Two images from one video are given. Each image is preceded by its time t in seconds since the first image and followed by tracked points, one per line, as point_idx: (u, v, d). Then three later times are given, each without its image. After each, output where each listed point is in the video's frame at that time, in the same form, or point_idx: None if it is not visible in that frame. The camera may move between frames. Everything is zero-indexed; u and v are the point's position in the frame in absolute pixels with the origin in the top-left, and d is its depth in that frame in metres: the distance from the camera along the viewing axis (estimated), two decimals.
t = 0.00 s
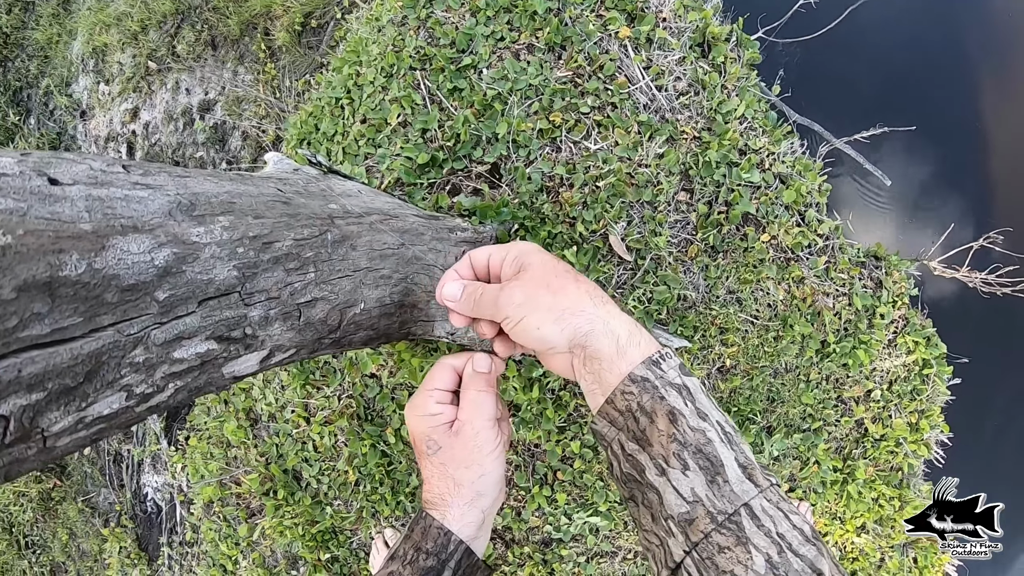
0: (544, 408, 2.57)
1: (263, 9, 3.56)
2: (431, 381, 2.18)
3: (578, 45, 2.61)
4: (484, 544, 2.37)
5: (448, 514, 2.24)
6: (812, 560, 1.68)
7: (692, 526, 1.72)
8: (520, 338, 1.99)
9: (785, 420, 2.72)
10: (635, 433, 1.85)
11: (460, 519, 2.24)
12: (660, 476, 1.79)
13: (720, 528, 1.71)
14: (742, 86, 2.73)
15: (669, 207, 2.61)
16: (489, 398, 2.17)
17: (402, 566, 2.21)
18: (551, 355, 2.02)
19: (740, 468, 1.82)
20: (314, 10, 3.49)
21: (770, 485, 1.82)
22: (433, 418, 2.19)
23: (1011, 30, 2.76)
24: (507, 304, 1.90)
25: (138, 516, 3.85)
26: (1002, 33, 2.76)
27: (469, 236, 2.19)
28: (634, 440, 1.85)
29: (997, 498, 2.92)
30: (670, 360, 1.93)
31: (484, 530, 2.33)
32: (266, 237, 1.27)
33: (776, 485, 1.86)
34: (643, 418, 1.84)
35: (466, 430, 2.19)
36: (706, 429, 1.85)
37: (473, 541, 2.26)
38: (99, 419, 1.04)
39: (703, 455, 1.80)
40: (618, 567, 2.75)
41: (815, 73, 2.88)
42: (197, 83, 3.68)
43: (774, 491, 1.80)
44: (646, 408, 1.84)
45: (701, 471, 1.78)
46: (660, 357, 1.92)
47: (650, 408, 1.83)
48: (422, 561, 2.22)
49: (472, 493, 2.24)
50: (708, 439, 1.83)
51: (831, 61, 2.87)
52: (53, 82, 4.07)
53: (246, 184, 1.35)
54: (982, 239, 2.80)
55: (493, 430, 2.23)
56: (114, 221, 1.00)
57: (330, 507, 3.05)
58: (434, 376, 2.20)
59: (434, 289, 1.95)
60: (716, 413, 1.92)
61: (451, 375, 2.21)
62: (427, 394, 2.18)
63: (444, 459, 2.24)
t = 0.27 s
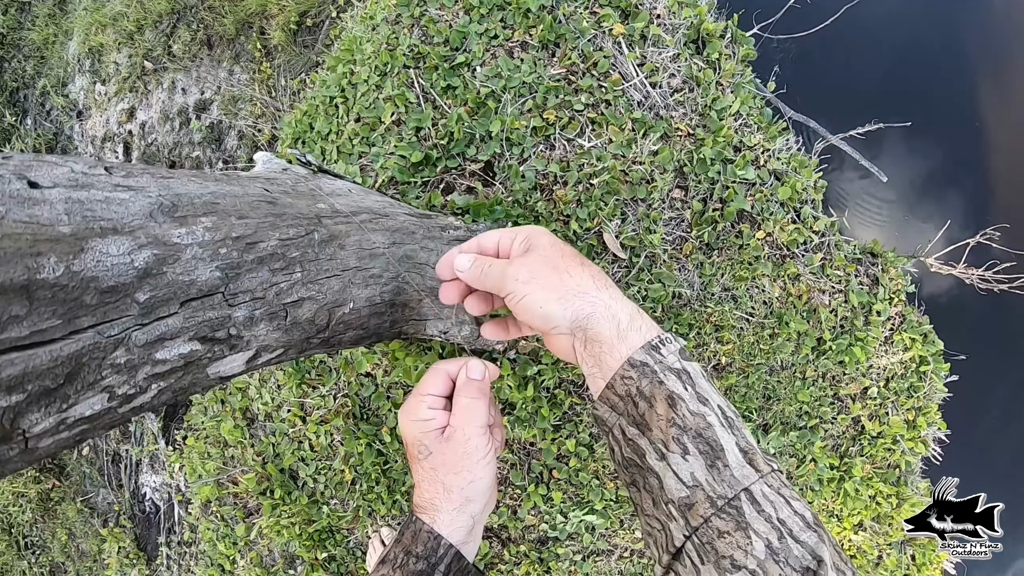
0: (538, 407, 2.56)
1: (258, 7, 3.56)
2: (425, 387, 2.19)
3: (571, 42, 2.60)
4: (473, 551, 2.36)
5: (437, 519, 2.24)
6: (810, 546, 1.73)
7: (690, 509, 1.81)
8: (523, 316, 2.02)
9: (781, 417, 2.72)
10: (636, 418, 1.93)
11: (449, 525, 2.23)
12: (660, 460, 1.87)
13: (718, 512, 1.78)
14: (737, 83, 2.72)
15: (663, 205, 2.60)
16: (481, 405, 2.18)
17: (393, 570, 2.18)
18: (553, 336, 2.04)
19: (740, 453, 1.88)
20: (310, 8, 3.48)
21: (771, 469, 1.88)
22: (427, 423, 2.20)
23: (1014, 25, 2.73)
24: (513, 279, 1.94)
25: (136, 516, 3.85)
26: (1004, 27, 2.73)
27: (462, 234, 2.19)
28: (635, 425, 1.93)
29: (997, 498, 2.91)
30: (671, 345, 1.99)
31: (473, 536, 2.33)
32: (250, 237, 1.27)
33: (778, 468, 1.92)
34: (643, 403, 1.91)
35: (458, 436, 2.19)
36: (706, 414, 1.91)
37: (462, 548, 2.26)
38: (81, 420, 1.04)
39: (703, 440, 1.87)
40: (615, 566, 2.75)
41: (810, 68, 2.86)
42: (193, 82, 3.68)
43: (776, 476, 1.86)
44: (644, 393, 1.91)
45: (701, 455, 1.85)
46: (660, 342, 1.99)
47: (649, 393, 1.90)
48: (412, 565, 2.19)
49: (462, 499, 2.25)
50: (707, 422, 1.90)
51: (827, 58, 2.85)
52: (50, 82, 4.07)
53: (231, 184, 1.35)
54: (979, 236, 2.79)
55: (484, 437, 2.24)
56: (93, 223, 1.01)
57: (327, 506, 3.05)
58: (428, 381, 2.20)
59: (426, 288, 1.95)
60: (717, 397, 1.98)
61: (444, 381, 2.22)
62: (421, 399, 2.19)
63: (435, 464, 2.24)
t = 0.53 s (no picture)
0: (535, 407, 2.57)
1: (254, 9, 3.56)
2: (415, 382, 2.20)
3: (566, 43, 2.61)
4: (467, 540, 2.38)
5: (428, 510, 2.27)
6: (828, 549, 1.78)
7: (724, 505, 1.79)
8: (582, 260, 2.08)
9: (778, 416, 2.72)
10: (674, 411, 1.86)
11: (439, 515, 2.26)
12: (696, 455, 1.82)
13: (752, 510, 1.78)
14: (731, 82, 2.72)
15: (659, 204, 2.60)
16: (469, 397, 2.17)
17: (387, 562, 2.25)
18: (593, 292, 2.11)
19: (770, 456, 1.88)
20: (305, 9, 3.48)
21: (792, 474, 1.92)
22: (417, 416, 2.22)
23: (1013, 24, 2.75)
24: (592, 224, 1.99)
25: (136, 517, 3.86)
26: (1003, 26, 2.74)
27: (457, 236, 2.19)
28: (671, 418, 1.86)
29: (997, 498, 2.92)
30: (711, 347, 1.92)
31: (466, 525, 2.35)
32: (243, 244, 1.27)
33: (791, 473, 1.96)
34: (683, 396, 1.85)
35: (446, 429, 2.20)
36: (743, 414, 1.89)
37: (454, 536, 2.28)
38: (79, 427, 1.05)
39: (740, 439, 1.85)
40: (613, 564, 2.75)
41: (806, 67, 2.86)
42: (189, 84, 3.68)
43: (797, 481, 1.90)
44: (687, 387, 1.85)
45: (738, 453, 1.83)
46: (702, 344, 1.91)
47: (692, 388, 1.84)
48: (406, 556, 2.24)
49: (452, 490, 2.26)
50: (743, 423, 1.88)
51: (822, 56, 2.85)
52: (47, 85, 4.07)
53: (225, 191, 1.35)
54: (975, 234, 2.80)
55: (473, 428, 2.24)
56: (88, 234, 1.01)
57: (326, 506, 3.06)
58: (418, 377, 2.21)
59: (421, 289, 1.96)
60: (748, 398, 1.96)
61: (434, 375, 2.22)
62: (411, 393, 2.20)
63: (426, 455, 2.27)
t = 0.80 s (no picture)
0: (532, 407, 2.57)
1: (250, 10, 3.55)
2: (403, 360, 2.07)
3: (561, 43, 2.60)
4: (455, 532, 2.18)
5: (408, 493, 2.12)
6: None
7: (792, 565, 2.05)
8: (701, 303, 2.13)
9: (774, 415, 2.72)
10: (758, 471, 2.06)
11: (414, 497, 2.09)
12: (773, 516, 2.05)
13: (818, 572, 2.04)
14: (727, 81, 2.72)
15: (654, 204, 2.60)
16: (443, 378, 1.99)
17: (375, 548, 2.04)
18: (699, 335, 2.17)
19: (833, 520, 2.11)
20: (301, 10, 3.47)
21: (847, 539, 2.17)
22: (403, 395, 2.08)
23: (1011, 21, 2.74)
24: (725, 278, 2.04)
25: (135, 520, 3.86)
26: (1002, 24, 2.74)
27: (452, 237, 2.19)
28: (757, 478, 2.06)
29: (997, 498, 2.93)
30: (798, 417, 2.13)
31: (453, 515, 2.16)
32: (234, 249, 1.27)
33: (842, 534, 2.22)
34: (770, 459, 2.05)
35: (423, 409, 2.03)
36: (819, 482, 2.10)
37: (433, 519, 2.08)
38: (71, 434, 1.05)
39: (815, 507, 2.07)
40: (611, 564, 2.76)
41: (801, 66, 2.86)
42: (185, 86, 3.68)
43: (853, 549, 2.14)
44: (776, 452, 2.05)
45: (812, 519, 2.06)
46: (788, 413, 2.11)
47: (780, 452, 2.05)
48: (392, 539, 2.03)
49: (430, 474, 2.09)
50: (819, 491, 2.10)
51: (817, 55, 2.85)
52: (42, 87, 4.07)
53: (217, 196, 1.35)
54: (972, 232, 2.80)
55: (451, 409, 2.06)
56: (78, 243, 1.01)
57: (323, 508, 3.06)
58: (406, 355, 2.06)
59: (416, 291, 1.96)
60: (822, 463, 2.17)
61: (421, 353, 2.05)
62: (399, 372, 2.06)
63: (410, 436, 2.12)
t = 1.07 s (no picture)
0: (527, 407, 2.57)
1: (244, 12, 3.55)
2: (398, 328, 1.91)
3: (554, 43, 2.61)
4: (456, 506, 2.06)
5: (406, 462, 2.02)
6: None
7: None
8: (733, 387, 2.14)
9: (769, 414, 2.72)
10: (781, 536, 2.11)
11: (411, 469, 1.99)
12: None
13: None
14: (720, 80, 2.72)
15: (648, 203, 2.60)
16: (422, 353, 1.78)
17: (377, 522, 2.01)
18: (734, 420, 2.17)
19: None
20: (296, 12, 3.47)
21: None
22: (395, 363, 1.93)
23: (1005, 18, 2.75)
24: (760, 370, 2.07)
25: (132, 522, 3.85)
26: (996, 21, 2.75)
27: (445, 237, 2.19)
28: (779, 542, 2.11)
29: (997, 498, 2.93)
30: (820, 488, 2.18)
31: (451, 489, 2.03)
32: (224, 251, 1.27)
33: None
34: (792, 525, 2.11)
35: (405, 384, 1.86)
36: (837, 548, 2.14)
37: (432, 491, 1.98)
38: (62, 434, 1.05)
39: (834, 569, 2.10)
40: (607, 563, 2.76)
41: (794, 64, 2.87)
42: (180, 88, 3.68)
43: None
44: (796, 519, 2.11)
45: None
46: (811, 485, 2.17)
47: (802, 519, 2.11)
48: (393, 512, 1.99)
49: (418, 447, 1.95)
50: (837, 556, 2.14)
51: (810, 53, 2.85)
52: (38, 90, 4.07)
53: (207, 198, 1.35)
54: (966, 229, 2.80)
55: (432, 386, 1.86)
56: (67, 245, 1.01)
57: (320, 509, 3.06)
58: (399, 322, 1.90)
59: (409, 292, 1.96)
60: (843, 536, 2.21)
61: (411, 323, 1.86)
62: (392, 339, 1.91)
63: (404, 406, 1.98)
